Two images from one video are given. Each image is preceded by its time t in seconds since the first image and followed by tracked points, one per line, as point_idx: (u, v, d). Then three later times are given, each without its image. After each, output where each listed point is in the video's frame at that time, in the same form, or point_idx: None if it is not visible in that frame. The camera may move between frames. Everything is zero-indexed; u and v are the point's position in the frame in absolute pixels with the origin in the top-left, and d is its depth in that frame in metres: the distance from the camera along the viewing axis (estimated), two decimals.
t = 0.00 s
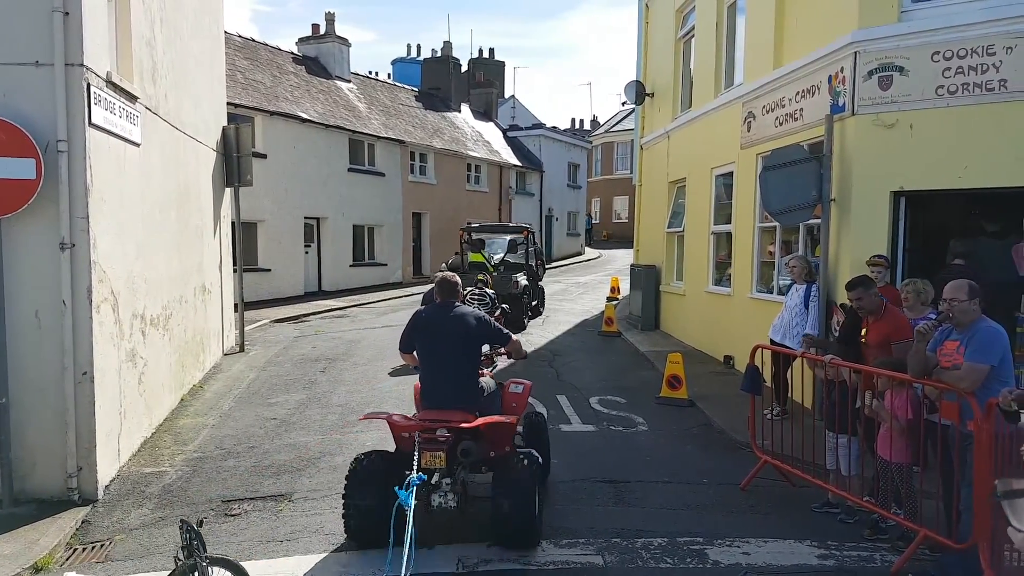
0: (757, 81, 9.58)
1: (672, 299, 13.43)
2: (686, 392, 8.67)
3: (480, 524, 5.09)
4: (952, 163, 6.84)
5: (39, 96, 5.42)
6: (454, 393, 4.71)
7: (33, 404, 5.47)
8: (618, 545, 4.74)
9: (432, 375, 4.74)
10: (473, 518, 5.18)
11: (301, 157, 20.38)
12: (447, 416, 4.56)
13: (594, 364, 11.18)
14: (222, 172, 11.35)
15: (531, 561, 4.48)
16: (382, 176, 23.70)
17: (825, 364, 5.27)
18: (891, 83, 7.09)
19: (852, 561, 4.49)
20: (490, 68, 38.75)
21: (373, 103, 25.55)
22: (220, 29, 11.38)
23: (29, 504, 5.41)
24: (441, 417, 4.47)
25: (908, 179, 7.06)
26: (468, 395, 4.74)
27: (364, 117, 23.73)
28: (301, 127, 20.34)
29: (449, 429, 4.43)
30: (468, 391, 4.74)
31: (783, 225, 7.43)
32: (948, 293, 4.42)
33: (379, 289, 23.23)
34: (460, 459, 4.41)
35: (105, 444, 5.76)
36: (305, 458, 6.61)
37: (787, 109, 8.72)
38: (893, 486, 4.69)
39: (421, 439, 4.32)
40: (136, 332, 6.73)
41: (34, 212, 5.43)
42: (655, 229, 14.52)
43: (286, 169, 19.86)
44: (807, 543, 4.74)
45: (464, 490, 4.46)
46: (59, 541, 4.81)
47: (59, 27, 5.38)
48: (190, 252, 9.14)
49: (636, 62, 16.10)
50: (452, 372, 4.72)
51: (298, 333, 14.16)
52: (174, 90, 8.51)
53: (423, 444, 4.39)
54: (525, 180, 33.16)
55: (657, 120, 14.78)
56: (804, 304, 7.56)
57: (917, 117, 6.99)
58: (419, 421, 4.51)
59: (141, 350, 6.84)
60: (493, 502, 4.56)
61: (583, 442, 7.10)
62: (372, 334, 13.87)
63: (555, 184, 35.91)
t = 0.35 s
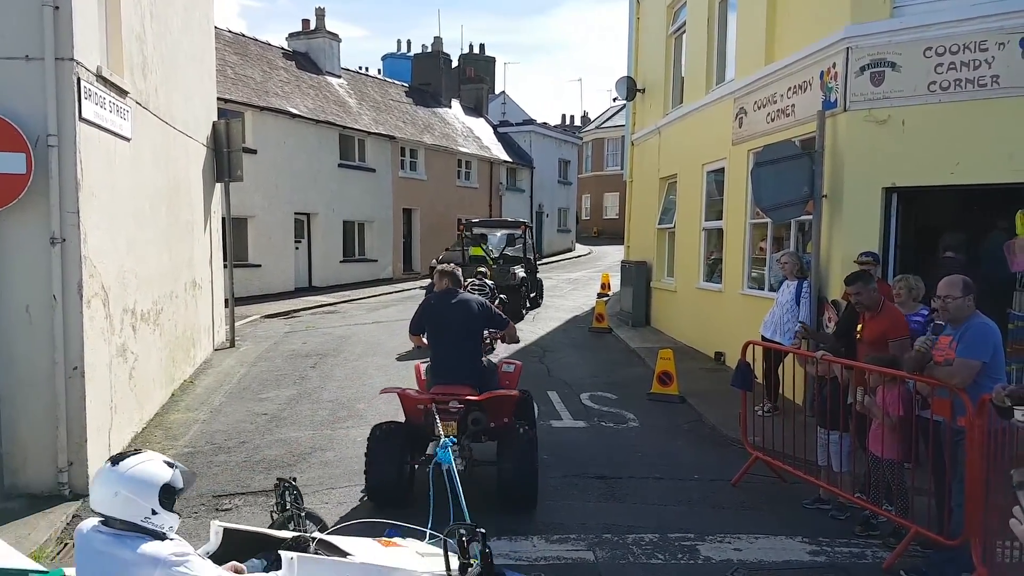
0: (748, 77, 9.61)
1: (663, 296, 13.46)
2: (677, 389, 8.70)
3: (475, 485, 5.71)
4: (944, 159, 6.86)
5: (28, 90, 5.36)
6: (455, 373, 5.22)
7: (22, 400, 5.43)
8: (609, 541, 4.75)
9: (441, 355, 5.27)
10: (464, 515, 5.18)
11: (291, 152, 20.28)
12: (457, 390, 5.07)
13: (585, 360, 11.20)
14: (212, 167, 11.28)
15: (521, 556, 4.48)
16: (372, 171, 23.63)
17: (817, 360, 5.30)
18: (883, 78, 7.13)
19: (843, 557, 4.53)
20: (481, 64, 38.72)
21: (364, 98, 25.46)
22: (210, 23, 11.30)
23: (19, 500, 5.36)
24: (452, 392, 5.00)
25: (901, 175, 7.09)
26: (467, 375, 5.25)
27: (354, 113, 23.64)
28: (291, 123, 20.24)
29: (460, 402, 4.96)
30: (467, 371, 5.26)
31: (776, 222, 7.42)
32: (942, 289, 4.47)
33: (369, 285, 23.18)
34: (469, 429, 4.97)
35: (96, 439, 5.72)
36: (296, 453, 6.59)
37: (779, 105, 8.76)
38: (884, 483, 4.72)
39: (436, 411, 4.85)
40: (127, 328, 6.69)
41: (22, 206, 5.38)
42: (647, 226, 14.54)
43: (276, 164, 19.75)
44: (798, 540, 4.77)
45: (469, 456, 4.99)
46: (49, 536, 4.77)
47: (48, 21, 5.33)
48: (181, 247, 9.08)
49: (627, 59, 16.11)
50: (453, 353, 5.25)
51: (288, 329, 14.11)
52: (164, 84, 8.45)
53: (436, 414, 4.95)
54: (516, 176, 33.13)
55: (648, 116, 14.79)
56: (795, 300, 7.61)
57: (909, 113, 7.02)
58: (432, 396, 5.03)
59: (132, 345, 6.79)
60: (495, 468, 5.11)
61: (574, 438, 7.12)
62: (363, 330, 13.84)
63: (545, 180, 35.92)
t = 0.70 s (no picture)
0: (743, 73, 9.61)
1: (658, 292, 13.48)
2: (672, 385, 8.72)
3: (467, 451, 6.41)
4: (939, 155, 6.89)
5: (22, 86, 5.33)
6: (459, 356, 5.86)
7: (18, 397, 5.41)
8: (604, 537, 4.76)
9: (445, 336, 5.94)
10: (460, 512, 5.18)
11: (285, 148, 20.21)
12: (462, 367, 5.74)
13: (580, 357, 11.21)
14: (207, 164, 11.25)
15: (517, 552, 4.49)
16: (367, 168, 23.58)
17: (813, 357, 5.30)
18: (879, 74, 7.14)
19: (839, 553, 4.54)
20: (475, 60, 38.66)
21: (358, 95, 25.39)
22: (203, 19, 11.25)
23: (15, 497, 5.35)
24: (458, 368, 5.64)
25: (896, 171, 7.11)
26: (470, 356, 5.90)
27: (348, 109, 23.57)
28: (286, 119, 20.19)
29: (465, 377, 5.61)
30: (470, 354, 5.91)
31: (770, 217, 7.42)
32: (935, 286, 4.49)
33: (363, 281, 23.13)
34: (473, 401, 5.63)
35: (91, 437, 5.71)
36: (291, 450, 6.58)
37: (774, 100, 8.76)
38: (880, 479, 4.73)
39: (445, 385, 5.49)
40: (122, 325, 6.66)
41: (16, 203, 5.35)
42: (641, 222, 14.55)
43: (270, 161, 19.68)
44: (794, 536, 4.79)
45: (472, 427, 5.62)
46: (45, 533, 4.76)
47: (43, 17, 5.29)
48: (175, 244, 9.05)
49: (621, 55, 16.10)
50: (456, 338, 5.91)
51: (282, 326, 14.08)
52: (158, 80, 8.41)
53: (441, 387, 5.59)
54: (510, 173, 33.10)
55: (643, 111, 14.78)
56: (790, 296, 7.56)
57: (905, 108, 7.04)
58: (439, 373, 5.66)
59: (127, 342, 6.77)
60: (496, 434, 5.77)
61: (569, 434, 7.13)
62: (358, 327, 13.82)
63: (539, 176, 35.92)
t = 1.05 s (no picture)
0: (738, 69, 9.61)
1: (654, 288, 13.48)
2: (668, 380, 8.73)
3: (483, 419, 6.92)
4: (933, 151, 6.89)
5: (15, 83, 5.31)
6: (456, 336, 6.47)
7: (12, 395, 5.41)
8: (600, 533, 4.76)
9: (446, 321, 6.54)
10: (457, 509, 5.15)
11: (280, 145, 20.16)
12: (463, 348, 6.36)
13: (576, 353, 11.21)
14: (202, 161, 11.21)
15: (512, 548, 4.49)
16: (363, 165, 23.53)
17: (808, 353, 5.31)
18: (873, 70, 7.14)
19: (834, 548, 4.56)
20: (471, 57, 38.59)
21: (354, 91, 25.34)
22: (198, 16, 11.20)
23: (9, 494, 5.34)
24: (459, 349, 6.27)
25: (890, 167, 7.11)
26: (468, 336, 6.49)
27: (344, 106, 23.52)
28: (281, 116, 20.14)
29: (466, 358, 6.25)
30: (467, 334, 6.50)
31: (764, 213, 7.49)
32: (927, 282, 4.50)
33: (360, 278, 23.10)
34: (474, 376, 6.27)
35: (86, 434, 5.69)
36: (287, 448, 6.57)
37: (769, 97, 8.76)
38: (874, 474, 4.76)
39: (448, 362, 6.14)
40: (116, 322, 6.64)
41: (9, 200, 5.34)
42: (637, 218, 14.54)
43: (265, 157, 19.63)
44: (789, 531, 4.81)
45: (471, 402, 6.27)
46: (39, 530, 4.76)
47: (36, 13, 5.26)
48: (170, 241, 9.03)
49: (617, 52, 16.08)
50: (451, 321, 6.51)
51: (278, 323, 14.06)
52: (152, 77, 8.39)
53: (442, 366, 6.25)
54: (506, 169, 33.05)
55: (639, 108, 14.77)
56: (785, 293, 7.64)
57: (899, 104, 7.04)
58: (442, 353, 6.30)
59: (122, 340, 6.76)
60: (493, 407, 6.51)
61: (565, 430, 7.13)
62: (354, 324, 13.81)
63: (535, 173, 35.89)
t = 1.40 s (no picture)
0: (733, 66, 9.62)
1: (650, 285, 13.49)
2: (664, 378, 8.73)
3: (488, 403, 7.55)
4: (928, 147, 6.89)
5: (8, 81, 5.29)
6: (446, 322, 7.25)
7: (6, 395, 5.40)
8: (596, 531, 4.76)
9: (445, 308, 7.28)
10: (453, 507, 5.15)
11: (275, 143, 20.11)
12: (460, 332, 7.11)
13: (573, 351, 11.21)
14: (196, 159, 11.17)
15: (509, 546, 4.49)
16: (358, 163, 23.50)
17: (803, 349, 5.31)
18: (867, 67, 7.15)
19: (830, 544, 4.56)
20: (466, 54, 38.54)
21: (349, 89, 25.29)
22: (191, 14, 11.16)
23: (3, 495, 5.33)
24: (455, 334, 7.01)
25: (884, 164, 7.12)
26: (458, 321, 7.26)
27: (339, 104, 23.47)
28: (276, 114, 20.09)
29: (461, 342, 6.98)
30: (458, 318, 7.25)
31: (760, 211, 7.50)
32: (920, 277, 4.52)
33: (356, 276, 23.07)
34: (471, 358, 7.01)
35: (80, 435, 5.68)
36: (283, 447, 6.57)
37: (764, 94, 8.77)
38: (870, 470, 4.76)
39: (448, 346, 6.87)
40: (110, 322, 6.62)
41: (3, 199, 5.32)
42: (633, 216, 14.55)
43: (260, 156, 19.58)
44: (785, 527, 4.81)
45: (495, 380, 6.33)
46: (32, 531, 4.75)
47: (27, 11, 5.24)
48: (164, 240, 8.99)
49: (612, 49, 16.08)
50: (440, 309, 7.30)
51: (274, 322, 14.03)
52: (146, 75, 8.36)
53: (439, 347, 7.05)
54: (502, 167, 33.01)
55: (634, 105, 14.77)
56: (780, 289, 7.61)
57: (892, 101, 7.05)
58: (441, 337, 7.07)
59: (116, 340, 6.74)
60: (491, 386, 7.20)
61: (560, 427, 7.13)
62: (349, 322, 13.79)
63: (531, 171, 35.87)
